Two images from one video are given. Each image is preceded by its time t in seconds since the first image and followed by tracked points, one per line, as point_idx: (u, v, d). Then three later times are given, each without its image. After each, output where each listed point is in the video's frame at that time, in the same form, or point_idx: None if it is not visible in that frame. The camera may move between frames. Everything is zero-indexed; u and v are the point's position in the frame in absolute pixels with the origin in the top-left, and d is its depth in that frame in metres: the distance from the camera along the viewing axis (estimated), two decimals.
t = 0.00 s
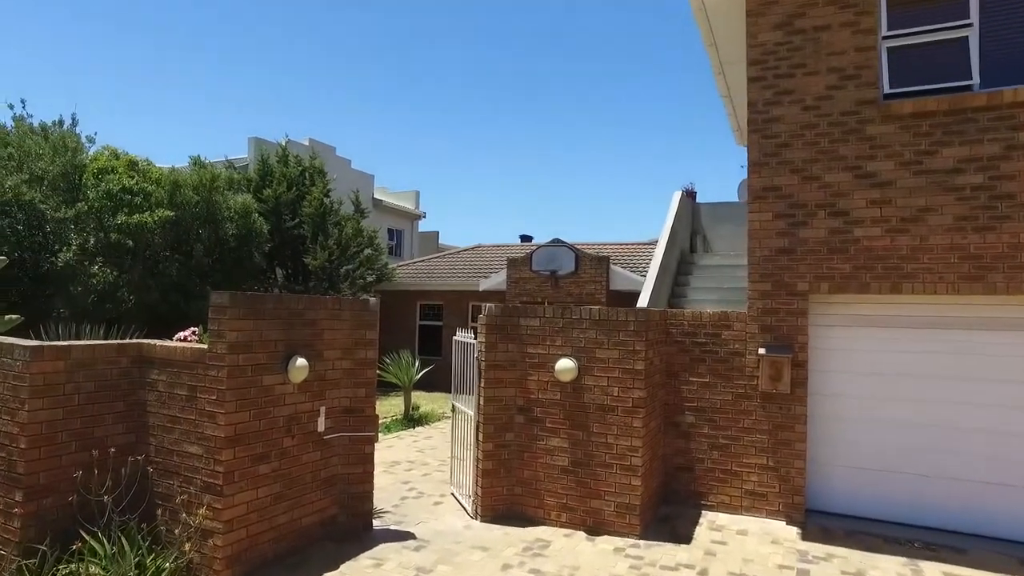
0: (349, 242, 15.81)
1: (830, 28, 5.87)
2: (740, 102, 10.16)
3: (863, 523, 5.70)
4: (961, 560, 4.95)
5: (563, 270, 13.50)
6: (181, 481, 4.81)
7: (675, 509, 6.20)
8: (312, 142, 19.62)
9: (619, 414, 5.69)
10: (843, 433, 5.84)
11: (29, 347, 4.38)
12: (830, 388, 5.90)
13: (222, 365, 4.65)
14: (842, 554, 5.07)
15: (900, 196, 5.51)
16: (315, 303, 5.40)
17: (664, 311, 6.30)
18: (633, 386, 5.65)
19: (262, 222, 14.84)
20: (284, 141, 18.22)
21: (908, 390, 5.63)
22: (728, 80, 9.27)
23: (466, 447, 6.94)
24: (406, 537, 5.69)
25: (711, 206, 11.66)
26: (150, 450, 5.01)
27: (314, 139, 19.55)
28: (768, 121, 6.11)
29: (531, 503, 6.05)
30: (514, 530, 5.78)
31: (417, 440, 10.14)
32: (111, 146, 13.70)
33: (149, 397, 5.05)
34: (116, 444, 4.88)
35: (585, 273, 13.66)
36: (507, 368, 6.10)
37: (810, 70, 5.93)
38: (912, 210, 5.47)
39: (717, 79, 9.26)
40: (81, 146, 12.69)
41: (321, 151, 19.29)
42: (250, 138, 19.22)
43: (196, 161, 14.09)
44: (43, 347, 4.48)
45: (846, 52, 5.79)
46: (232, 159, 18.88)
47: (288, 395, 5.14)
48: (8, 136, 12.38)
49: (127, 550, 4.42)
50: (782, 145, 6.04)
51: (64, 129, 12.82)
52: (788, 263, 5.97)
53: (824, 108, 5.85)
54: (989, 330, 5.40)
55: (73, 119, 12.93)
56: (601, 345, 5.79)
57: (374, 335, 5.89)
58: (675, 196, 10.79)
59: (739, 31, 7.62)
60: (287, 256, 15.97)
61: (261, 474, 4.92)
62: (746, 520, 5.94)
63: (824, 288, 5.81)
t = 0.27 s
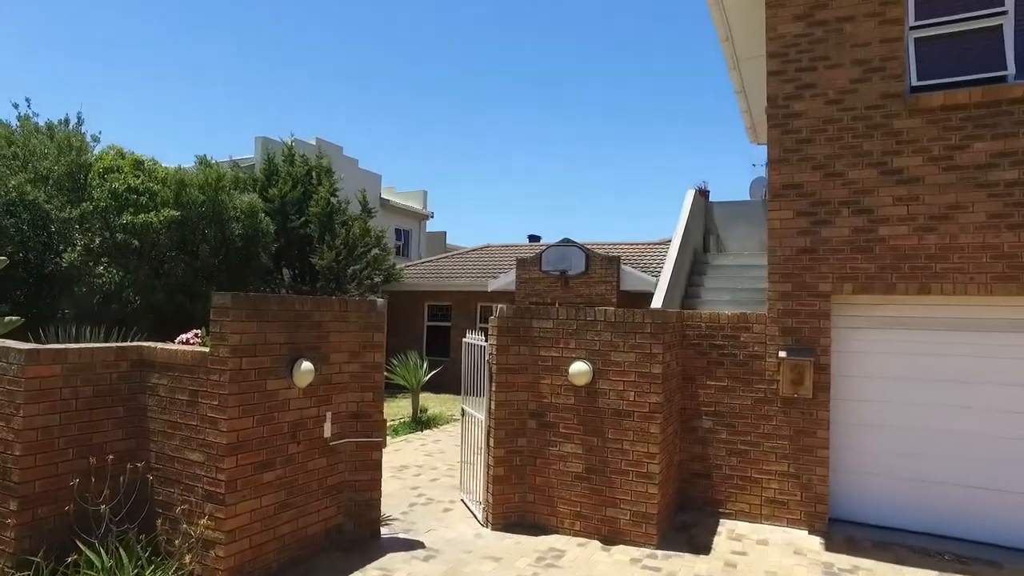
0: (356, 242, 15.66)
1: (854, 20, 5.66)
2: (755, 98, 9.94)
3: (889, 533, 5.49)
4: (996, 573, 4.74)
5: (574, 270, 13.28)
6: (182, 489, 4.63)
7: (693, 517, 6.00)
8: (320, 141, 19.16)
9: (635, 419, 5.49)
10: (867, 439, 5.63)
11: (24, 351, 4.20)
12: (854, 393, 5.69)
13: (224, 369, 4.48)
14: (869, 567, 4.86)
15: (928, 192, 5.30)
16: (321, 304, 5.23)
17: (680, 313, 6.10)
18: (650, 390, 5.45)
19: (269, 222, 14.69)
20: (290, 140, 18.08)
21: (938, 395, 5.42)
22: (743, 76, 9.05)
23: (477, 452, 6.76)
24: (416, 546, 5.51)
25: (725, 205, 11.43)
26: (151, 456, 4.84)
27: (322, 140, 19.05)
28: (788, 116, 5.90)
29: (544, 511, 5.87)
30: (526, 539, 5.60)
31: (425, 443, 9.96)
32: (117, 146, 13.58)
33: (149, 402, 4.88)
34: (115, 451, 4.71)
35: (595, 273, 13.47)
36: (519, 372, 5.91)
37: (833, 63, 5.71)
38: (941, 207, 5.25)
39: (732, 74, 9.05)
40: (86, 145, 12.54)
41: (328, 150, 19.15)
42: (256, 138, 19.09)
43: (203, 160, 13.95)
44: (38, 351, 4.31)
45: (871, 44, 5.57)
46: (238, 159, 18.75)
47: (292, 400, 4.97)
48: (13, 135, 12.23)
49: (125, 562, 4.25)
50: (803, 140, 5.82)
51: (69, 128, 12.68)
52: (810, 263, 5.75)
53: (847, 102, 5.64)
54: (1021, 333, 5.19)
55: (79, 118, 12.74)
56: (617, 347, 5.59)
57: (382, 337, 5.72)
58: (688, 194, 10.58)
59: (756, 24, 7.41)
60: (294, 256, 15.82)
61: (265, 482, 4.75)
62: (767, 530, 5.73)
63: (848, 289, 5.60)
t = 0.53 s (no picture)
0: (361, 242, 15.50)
1: (875, 10, 5.46)
2: (767, 95, 9.74)
3: (913, 543, 5.28)
4: None
5: (585, 270, 12.88)
6: (180, 497, 4.46)
7: (708, 526, 5.80)
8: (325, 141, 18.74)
9: (649, 424, 5.30)
10: (890, 446, 5.42)
11: (15, 354, 4.03)
12: (876, 398, 5.48)
13: (222, 373, 4.31)
14: None
15: (954, 189, 5.09)
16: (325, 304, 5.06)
17: (695, 314, 5.91)
18: (664, 394, 5.27)
19: (273, 221, 14.54)
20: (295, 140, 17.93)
21: (962, 399, 5.21)
22: (756, 71, 8.85)
23: (484, 458, 6.58)
24: (422, 555, 5.33)
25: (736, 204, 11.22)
26: (148, 463, 4.67)
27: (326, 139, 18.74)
28: (806, 111, 5.69)
29: (554, 519, 5.69)
30: (536, 548, 5.42)
31: (431, 447, 9.79)
32: (120, 145, 13.47)
33: (147, 407, 4.71)
34: (110, 457, 4.54)
35: (603, 273, 13.28)
36: (528, 375, 5.73)
37: (853, 55, 5.51)
38: (968, 204, 5.04)
39: (745, 70, 8.85)
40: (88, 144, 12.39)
41: (333, 150, 19.00)
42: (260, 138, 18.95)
43: (206, 159, 13.83)
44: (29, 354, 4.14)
45: (893, 35, 5.37)
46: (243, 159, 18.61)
47: (294, 405, 4.79)
48: (14, 132, 12.06)
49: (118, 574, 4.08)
50: (822, 135, 5.62)
51: (71, 127, 12.53)
52: (829, 262, 5.55)
53: (868, 96, 5.43)
54: None
55: (81, 117, 12.55)
56: (630, 350, 5.40)
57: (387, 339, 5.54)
58: (699, 193, 10.37)
59: (771, 18, 7.21)
60: (298, 257, 15.66)
61: (266, 490, 4.57)
62: (785, 539, 5.53)
63: (870, 290, 5.39)
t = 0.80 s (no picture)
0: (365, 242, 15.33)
1: None
2: (779, 92, 9.55)
3: (937, 554, 5.08)
4: None
5: (591, 270, 12.90)
6: (175, 506, 4.30)
7: (722, 534, 5.61)
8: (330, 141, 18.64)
9: (662, 430, 5.11)
10: (913, 452, 5.22)
11: (3, 356, 3.85)
12: (898, 402, 5.28)
13: (218, 377, 4.13)
14: None
15: (980, 185, 4.89)
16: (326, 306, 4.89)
17: (708, 315, 5.72)
18: (678, 399, 5.07)
19: (276, 221, 14.39)
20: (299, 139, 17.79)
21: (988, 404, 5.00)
22: (769, 67, 8.65)
23: (491, 463, 6.40)
24: (426, 564, 5.15)
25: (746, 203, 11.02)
26: (142, 470, 4.49)
27: (331, 138, 18.59)
28: (825, 105, 5.50)
29: (563, 527, 5.50)
30: (545, 558, 5.23)
31: (437, 451, 9.61)
32: (123, 145, 13.34)
33: (141, 412, 4.54)
34: (103, 464, 4.37)
35: (611, 274, 13.09)
36: (537, 378, 5.55)
37: (874, 47, 5.31)
38: (995, 201, 4.84)
39: (757, 65, 8.65)
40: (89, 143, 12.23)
41: (337, 149, 18.86)
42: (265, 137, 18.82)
43: (209, 158, 13.68)
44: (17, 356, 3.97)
45: (917, 25, 5.16)
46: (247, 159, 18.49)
47: (294, 410, 4.62)
48: (14, 131, 11.89)
49: None
50: (841, 130, 5.43)
51: (72, 126, 12.37)
52: (849, 262, 5.35)
53: (890, 89, 5.23)
54: None
55: (82, 116, 12.43)
56: (642, 353, 5.22)
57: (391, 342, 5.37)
58: (709, 193, 10.17)
59: (786, 11, 7.02)
60: (302, 258, 15.50)
61: (264, 499, 4.40)
62: (803, 548, 5.33)
63: (891, 290, 5.18)
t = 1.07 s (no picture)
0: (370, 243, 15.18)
1: None
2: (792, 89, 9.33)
3: (965, 567, 4.85)
4: None
5: (598, 271, 12.80)
6: (169, 518, 4.12)
7: (737, 546, 5.40)
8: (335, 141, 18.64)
9: (676, 438, 4.91)
10: (938, 461, 5.00)
11: None
12: (922, 409, 5.06)
13: (213, 385, 3.95)
14: None
15: (1009, 182, 4.67)
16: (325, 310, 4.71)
17: (723, 318, 5.52)
18: (693, 406, 4.87)
19: (281, 222, 14.25)
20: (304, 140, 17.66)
21: (1018, 411, 4.78)
22: (782, 62, 8.44)
23: (498, 471, 6.21)
24: None
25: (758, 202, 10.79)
26: (135, 480, 4.32)
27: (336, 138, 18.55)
28: (844, 99, 5.29)
29: (573, 538, 5.30)
30: (554, 570, 5.04)
31: (443, 456, 9.43)
32: (127, 145, 13.24)
33: (135, 420, 4.36)
34: (95, 474, 4.20)
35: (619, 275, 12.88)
36: (545, 384, 5.37)
37: (896, 38, 5.10)
38: None
39: (770, 61, 8.44)
40: (91, 144, 12.08)
41: (343, 150, 18.73)
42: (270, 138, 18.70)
43: (213, 157, 13.55)
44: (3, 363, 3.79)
45: (941, 16, 4.95)
46: (252, 160, 18.38)
47: (292, 418, 4.44)
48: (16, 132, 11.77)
49: None
50: (862, 125, 5.21)
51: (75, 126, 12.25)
52: (870, 262, 5.13)
53: (913, 82, 5.02)
54: None
55: (83, 116, 12.30)
56: (654, 358, 5.02)
57: (394, 346, 5.18)
58: (720, 193, 9.94)
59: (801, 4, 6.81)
60: (307, 259, 15.35)
61: (261, 510, 4.22)
62: (822, 561, 5.12)
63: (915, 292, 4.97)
